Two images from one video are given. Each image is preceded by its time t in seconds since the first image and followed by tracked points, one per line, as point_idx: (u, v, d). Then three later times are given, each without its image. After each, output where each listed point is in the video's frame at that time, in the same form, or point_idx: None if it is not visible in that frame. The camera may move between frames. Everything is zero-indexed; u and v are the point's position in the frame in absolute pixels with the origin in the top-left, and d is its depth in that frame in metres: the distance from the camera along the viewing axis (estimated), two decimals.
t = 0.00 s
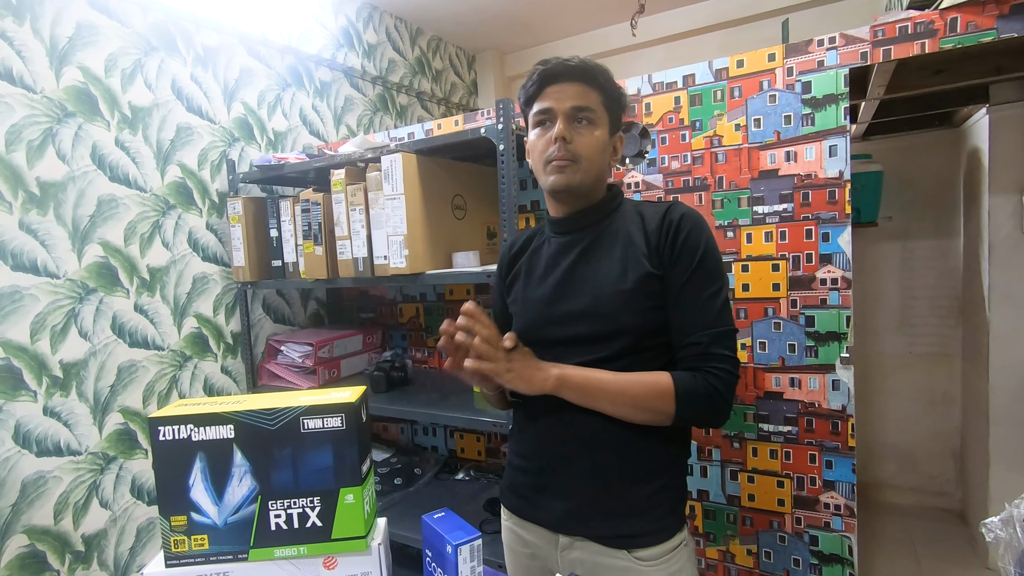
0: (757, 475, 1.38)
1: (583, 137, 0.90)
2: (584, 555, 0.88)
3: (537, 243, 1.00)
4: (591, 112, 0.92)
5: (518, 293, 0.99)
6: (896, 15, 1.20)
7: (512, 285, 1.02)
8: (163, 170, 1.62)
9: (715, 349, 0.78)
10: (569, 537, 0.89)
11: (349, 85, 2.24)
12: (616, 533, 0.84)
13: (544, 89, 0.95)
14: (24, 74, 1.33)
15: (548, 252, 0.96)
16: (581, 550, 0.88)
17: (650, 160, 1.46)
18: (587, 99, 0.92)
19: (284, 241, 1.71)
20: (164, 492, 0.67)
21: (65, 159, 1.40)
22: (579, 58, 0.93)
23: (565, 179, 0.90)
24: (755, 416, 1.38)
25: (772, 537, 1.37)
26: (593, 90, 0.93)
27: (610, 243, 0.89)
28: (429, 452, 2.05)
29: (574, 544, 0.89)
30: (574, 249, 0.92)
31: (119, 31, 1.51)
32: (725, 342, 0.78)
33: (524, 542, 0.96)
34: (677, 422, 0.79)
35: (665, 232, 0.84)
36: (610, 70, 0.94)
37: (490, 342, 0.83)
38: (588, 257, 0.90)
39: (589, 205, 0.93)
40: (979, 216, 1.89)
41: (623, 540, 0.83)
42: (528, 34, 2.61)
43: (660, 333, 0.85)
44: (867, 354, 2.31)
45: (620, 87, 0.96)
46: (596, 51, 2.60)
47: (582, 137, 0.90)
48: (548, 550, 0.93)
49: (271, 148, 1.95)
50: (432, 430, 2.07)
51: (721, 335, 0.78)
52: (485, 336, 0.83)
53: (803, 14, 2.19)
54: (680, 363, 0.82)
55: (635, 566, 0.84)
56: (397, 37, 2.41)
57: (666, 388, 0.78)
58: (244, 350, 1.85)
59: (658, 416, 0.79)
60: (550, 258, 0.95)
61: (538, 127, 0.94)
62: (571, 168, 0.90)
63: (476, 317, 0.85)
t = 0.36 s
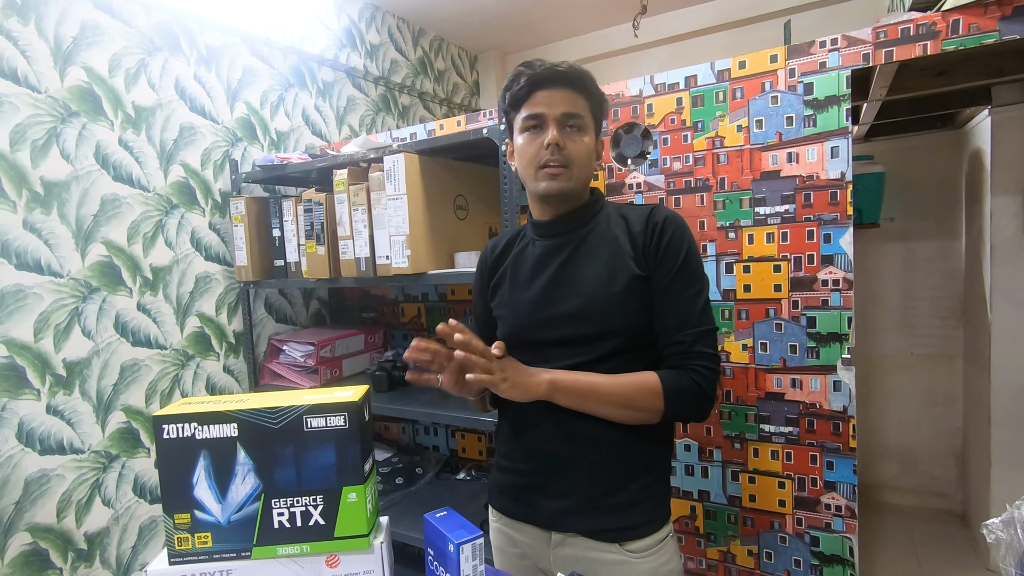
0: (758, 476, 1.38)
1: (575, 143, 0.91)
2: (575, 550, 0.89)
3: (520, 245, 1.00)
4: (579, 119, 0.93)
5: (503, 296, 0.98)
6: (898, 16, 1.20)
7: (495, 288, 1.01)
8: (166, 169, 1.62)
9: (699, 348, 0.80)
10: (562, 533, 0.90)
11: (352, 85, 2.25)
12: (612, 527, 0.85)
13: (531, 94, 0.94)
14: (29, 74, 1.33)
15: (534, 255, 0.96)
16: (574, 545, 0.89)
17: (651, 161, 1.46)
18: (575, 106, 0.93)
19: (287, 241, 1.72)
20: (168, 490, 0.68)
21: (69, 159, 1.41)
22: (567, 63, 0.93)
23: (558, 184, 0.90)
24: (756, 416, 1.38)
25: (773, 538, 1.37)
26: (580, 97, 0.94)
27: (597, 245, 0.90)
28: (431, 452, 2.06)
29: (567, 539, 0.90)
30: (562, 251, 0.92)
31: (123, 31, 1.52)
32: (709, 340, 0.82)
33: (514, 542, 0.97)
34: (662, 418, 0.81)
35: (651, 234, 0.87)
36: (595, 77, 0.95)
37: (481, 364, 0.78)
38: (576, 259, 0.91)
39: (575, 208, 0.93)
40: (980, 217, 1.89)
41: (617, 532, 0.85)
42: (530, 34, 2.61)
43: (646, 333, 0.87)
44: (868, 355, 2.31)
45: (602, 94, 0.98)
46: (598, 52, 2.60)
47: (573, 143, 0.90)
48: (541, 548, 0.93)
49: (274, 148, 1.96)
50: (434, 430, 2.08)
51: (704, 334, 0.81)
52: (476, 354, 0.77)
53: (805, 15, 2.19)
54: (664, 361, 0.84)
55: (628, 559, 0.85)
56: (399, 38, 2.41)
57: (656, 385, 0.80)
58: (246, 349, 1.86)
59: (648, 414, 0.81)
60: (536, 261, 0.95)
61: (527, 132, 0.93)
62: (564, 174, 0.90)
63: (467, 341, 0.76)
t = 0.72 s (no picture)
0: (754, 475, 1.39)
1: (559, 156, 0.91)
2: (562, 542, 0.90)
3: (499, 245, 1.00)
4: (567, 132, 0.92)
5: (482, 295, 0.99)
6: (893, 18, 1.21)
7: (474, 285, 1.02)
8: (163, 169, 1.62)
9: (662, 341, 0.84)
10: (551, 526, 0.91)
11: (349, 84, 2.25)
12: (604, 516, 0.87)
13: (521, 99, 0.92)
14: (26, 72, 1.33)
15: (513, 255, 0.97)
16: (563, 537, 0.90)
17: (648, 161, 1.47)
18: (564, 119, 0.91)
19: (284, 240, 1.72)
20: (165, 488, 0.68)
21: (66, 158, 1.41)
22: (560, 71, 0.91)
23: (536, 194, 0.91)
24: (751, 415, 1.39)
25: (768, 536, 1.38)
26: (570, 108, 0.93)
27: (575, 247, 0.91)
28: (428, 451, 2.07)
29: (556, 532, 0.91)
30: (541, 254, 0.93)
31: (120, 30, 1.52)
32: (674, 336, 0.85)
33: (501, 538, 0.97)
34: (622, 401, 0.83)
35: (627, 235, 0.89)
36: (586, 85, 0.94)
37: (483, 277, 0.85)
38: (555, 261, 0.92)
39: (553, 211, 0.94)
40: (975, 218, 1.90)
41: (603, 522, 0.87)
42: (528, 34, 2.61)
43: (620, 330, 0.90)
44: (864, 355, 2.32)
45: (592, 100, 0.97)
46: (596, 52, 2.61)
47: (557, 157, 0.91)
48: (529, 542, 0.94)
49: (271, 148, 1.96)
50: (431, 429, 2.09)
51: (669, 328, 0.84)
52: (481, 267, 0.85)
53: (800, 16, 2.20)
54: (631, 353, 0.87)
55: (615, 548, 0.88)
56: (396, 37, 2.41)
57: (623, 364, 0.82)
58: (243, 349, 1.86)
59: (611, 391, 0.83)
60: (516, 262, 0.95)
61: (512, 137, 0.92)
62: (544, 185, 0.90)
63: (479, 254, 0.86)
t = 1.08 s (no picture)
0: (753, 476, 1.39)
1: (552, 158, 0.92)
2: (552, 537, 0.91)
3: (495, 250, 1.00)
4: (558, 134, 0.93)
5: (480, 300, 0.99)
6: (895, 23, 1.21)
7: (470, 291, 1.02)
8: (166, 167, 1.63)
9: (676, 348, 0.86)
10: (542, 521, 0.92)
11: (352, 84, 2.25)
12: (603, 513, 0.88)
13: (508, 106, 0.93)
14: (30, 70, 1.34)
15: (510, 260, 0.97)
16: (554, 533, 0.91)
17: (650, 163, 1.47)
18: (554, 121, 0.93)
19: (287, 239, 1.72)
20: (170, 485, 0.68)
21: (69, 155, 1.41)
22: (545, 76, 0.92)
23: (537, 197, 0.90)
24: (751, 417, 1.39)
25: (767, 538, 1.38)
26: (558, 110, 0.94)
27: (572, 251, 0.91)
28: (428, 452, 2.07)
29: (547, 527, 0.91)
30: (538, 258, 0.93)
31: (125, 28, 1.52)
32: (683, 340, 0.87)
33: (493, 532, 0.98)
34: (639, 409, 0.86)
35: (625, 239, 0.89)
36: (571, 88, 0.95)
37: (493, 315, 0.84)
38: (553, 265, 0.92)
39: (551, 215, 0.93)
40: (975, 222, 1.91)
41: (594, 519, 0.88)
42: (530, 36, 2.62)
43: (622, 333, 0.91)
44: (863, 358, 2.32)
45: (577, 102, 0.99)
46: (598, 54, 2.61)
47: (551, 160, 0.91)
48: (520, 536, 0.95)
49: (274, 147, 1.96)
50: (431, 429, 2.09)
51: (680, 335, 0.86)
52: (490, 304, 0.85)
53: (802, 20, 2.21)
54: (642, 361, 0.88)
55: (604, 544, 0.88)
56: (399, 38, 2.41)
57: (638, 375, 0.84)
58: (244, 347, 1.86)
59: (629, 404, 0.85)
60: (513, 267, 0.96)
61: (505, 145, 0.93)
62: (542, 188, 0.91)
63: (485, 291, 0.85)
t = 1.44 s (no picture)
0: (757, 476, 1.39)
1: (556, 153, 0.92)
2: (557, 534, 0.91)
3: (502, 248, 1.01)
4: (562, 129, 0.93)
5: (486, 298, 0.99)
6: (903, 22, 1.21)
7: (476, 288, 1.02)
8: (173, 164, 1.64)
9: (677, 345, 0.85)
10: (547, 518, 0.92)
11: (358, 83, 2.26)
12: (606, 511, 0.88)
13: (512, 104, 0.94)
14: (39, 67, 1.35)
15: (516, 257, 0.97)
16: (559, 530, 0.91)
17: (655, 162, 1.47)
18: (557, 117, 0.93)
19: (292, 237, 1.72)
20: (177, 480, 0.69)
21: (78, 152, 1.42)
22: (548, 73, 0.93)
23: (541, 194, 0.91)
24: (755, 417, 1.39)
25: (771, 538, 1.38)
26: (561, 105, 0.94)
27: (578, 249, 0.91)
28: (432, 449, 2.08)
29: (553, 524, 0.92)
30: (544, 256, 0.93)
31: (133, 26, 1.53)
32: (685, 340, 0.87)
33: (497, 529, 0.98)
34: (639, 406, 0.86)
35: (632, 238, 0.89)
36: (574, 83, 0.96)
37: (493, 311, 0.85)
38: (559, 263, 0.92)
39: (558, 213, 0.94)
40: (982, 223, 1.90)
41: (598, 517, 0.88)
42: (536, 34, 2.62)
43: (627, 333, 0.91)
44: (869, 359, 2.31)
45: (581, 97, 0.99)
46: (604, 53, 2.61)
47: (556, 155, 0.92)
48: (525, 533, 0.95)
49: (280, 144, 1.96)
50: (435, 427, 2.10)
51: (682, 333, 0.86)
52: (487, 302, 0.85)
53: (809, 19, 2.20)
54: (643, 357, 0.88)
55: (610, 541, 0.89)
56: (405, 36, 2.41)
57: (641, 373, 0.84)
58: (249, 344, 1.87)
59: (630, 401, 0.85)
60: (520, 265, 0.96)
61: (509, 142, 0.94)
62: (547, 185, 0.91)
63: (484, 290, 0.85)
